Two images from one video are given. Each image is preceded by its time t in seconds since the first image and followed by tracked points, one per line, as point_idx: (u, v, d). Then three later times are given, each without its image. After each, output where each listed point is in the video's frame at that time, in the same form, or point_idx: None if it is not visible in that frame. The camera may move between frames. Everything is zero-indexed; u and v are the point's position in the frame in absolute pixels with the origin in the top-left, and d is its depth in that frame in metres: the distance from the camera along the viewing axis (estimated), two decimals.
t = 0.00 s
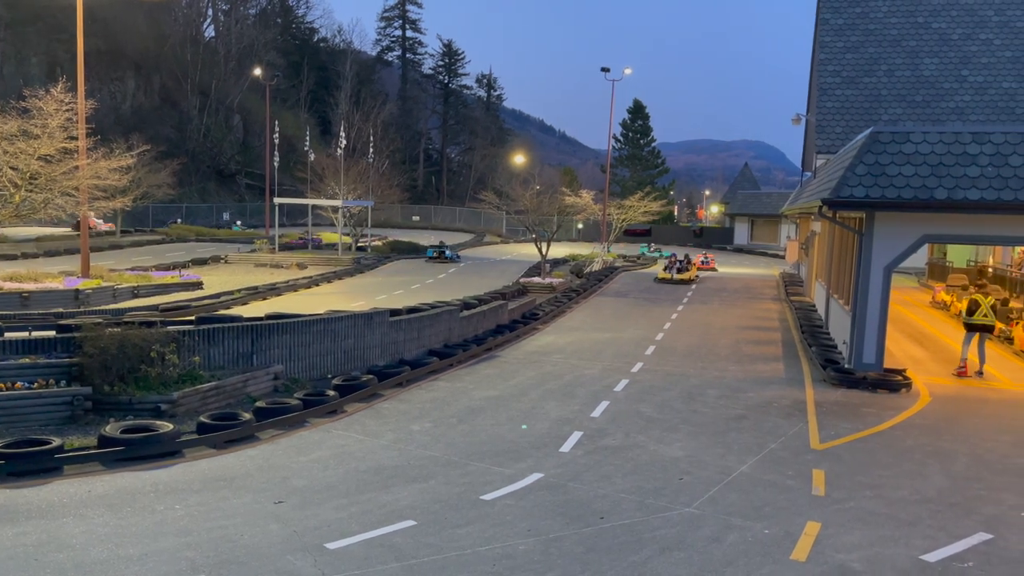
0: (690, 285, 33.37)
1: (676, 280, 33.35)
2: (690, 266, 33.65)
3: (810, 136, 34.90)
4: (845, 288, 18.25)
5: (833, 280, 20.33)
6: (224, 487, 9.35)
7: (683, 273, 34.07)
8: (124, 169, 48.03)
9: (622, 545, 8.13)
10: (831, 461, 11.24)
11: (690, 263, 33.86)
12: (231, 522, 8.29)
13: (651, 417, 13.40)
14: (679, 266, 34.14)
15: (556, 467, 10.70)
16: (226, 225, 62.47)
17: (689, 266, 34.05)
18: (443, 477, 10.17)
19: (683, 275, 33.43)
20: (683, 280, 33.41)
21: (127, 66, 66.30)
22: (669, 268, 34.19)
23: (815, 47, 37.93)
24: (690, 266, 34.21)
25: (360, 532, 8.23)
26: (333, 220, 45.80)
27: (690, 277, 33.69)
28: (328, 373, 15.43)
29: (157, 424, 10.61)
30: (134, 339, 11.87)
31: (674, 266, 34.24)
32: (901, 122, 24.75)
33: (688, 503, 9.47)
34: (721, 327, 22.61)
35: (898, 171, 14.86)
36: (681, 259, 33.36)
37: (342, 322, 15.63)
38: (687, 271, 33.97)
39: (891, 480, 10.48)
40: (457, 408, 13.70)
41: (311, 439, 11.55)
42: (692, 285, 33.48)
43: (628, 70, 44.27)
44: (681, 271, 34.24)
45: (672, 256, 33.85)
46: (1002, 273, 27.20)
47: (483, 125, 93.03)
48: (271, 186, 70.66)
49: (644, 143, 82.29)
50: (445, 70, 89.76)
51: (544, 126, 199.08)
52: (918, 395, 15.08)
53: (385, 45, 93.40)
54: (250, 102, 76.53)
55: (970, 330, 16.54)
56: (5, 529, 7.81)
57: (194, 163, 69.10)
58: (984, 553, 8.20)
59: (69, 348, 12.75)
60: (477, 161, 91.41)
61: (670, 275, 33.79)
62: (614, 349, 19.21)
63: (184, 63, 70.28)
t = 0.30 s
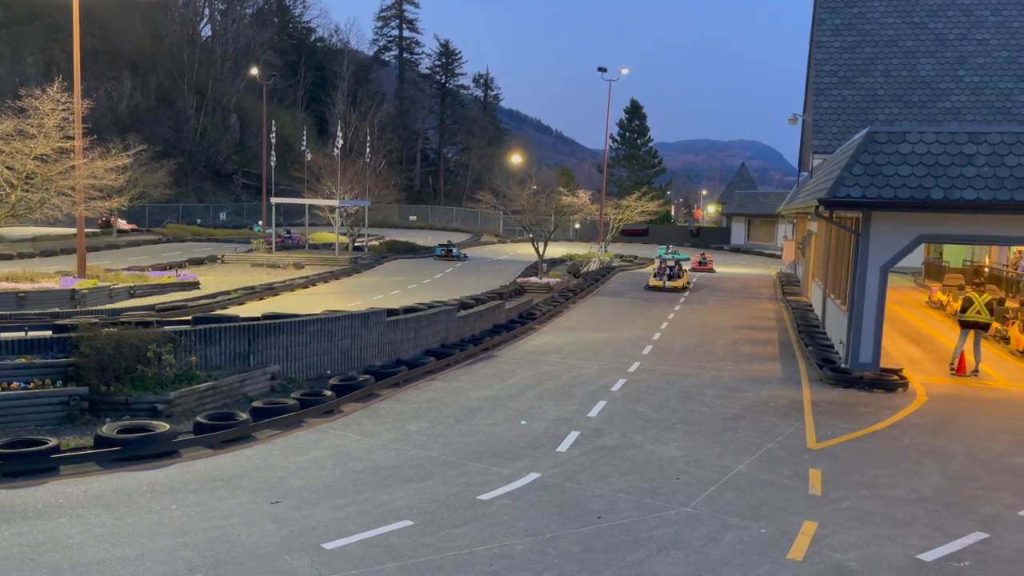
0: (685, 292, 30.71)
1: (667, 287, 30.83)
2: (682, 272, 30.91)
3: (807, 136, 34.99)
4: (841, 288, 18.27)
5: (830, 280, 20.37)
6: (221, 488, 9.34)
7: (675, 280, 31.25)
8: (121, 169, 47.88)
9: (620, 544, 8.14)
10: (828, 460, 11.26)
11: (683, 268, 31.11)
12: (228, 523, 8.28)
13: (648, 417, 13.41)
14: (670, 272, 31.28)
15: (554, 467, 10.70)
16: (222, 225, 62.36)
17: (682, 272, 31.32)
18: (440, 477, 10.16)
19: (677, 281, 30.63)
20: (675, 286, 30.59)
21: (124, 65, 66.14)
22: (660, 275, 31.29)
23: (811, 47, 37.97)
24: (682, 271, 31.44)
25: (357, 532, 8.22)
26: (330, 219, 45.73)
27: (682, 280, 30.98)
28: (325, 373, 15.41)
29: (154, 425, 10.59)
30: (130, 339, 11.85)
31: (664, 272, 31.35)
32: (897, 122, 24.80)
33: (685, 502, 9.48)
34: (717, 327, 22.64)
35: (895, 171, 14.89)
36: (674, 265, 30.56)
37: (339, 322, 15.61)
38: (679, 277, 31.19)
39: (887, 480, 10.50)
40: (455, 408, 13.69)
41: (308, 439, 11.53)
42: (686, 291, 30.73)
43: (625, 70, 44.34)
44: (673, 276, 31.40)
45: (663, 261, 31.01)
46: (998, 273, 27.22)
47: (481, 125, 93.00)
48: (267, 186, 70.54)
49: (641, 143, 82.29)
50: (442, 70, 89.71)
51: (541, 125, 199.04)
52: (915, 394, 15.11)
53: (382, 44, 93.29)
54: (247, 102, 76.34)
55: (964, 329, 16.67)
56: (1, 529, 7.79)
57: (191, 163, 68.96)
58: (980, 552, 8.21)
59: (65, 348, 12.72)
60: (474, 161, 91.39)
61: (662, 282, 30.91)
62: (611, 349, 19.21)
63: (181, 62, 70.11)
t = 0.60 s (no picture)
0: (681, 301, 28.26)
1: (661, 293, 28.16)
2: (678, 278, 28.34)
3: (805, 135, 35.01)
4: (839, 287, 18.28)
5: (828, 280, 20.39)
6: (219, 487, 9.33)
7: (670, 286, 28.62)
8: (118, 168, 47.80)
9: (618, 543, 8.14)
10: (825, 459, 11.28)
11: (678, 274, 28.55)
12: (227, 522, 8.28)
13: (646, 416, 13.42)
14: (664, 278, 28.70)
15: (552, 466, 10.69)
16: (220, 224, 62.32)
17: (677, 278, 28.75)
18: (438, 476, 10.15)
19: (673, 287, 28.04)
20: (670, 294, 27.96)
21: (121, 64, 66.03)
22: (653, 282, 28.63)
23: (809, 46, 37.97)
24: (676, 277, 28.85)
25: (355, 531, 8.22)
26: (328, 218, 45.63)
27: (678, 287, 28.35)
28: (323, 372, 15.40)
29: (151, 424, 10.57)
30: (127, 338, 11.82)
31: (658, 279, 28.70)
32: (895, 122, 24.81)
33: (683, 502, 9.48)
34: (715, 326, 22.65)
35: (893, 171, 14.90)
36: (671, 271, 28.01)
37: (336, 322, 15.60)
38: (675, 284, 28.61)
39: (884, 479, 10.52)
40: (453, 407, 13.70)
41: (307, 438, 11.53)
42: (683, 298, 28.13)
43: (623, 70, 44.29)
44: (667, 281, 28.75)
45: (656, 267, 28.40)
46: (996, 272, 27.20)
47: (479, 125, 92.99)
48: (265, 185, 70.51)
49: (639, 142, 82.29)
50: (440, 70, 89.66)
51: (540, 125, 199.09)
52: (912, 393, 15.13)
53: (380, 44, 93.22)
54: (245, 101, 76.18)
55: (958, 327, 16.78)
56: None
57: (188, 162, 68.89)
58: (978, 551, 8.22)
59: (62, 347, 12.70)
60: (472, 160, 91.39)
61: (657, 288, 28.29)
62: (609, 348, 19.23)
63: (178, 61, 70.00)
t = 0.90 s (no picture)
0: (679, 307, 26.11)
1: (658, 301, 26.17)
2: (675, 286, 26.25)
3: (804, 134, 35.04)
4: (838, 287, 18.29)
5: (826, 279, 20.44)
6: (218, 487, 9.33)
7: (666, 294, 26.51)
8: (117, 167, 47.80)
9: (617, 542, 8.15)
10: (824, 458, 11.29)
11: (674, 282, 26.46)
12: (226, 521, 8.28)
13: (645, 415, 13.43)
14: (661, 285, 26.58)
15: (551, 466, 10.70)
16: (219, 223, 62.26)
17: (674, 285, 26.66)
18: (437, 475, 10.16)
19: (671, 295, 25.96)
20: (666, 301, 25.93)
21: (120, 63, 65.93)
22: (648, 289, 26.50)
23: (808, 45, 37.94)
24: (672, 284, 26.74)
25: (354, 531, 8.22)
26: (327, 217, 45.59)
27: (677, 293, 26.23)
28: (322, 372, 15.40)
29: (150, 423, 10.59)
30: (126, 338, 11.83)
31: (653, 285, 26.55)
32: (894, 121, 24.82)
33: (683, 501, 9.49)
34: (714, 325, 22.66)
35: (892, 170, 14.90)
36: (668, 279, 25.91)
37: (335, 321, 15.60)
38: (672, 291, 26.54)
39: (883, 478, 10.52)
40: (452, 407, 13.70)
41: (306, 437, 11.53)
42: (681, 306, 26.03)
43: (621, 69, 44.25)
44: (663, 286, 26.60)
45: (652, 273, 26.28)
46: (995, 271, 27.23)
47: (478, 124, 92.89)
48: (264, 185, 70.47)
49: (638, 141, 82.27)
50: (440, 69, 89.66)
51: (539, 124, 199.04)
52: (911, 393, 15.15)
53: (379, 43, 93.15)
54: (243, 100, 76.08)
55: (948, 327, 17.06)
56: None
57: (187, 162, 68.83)
58: (976, 550, 8.24)
59: (61, 347, 12.70)
60: (471, 160, 91.35)
61: (652, 296, 26.17)
62: (609, 348, 19.24)
63: (177, 60, 69.95)
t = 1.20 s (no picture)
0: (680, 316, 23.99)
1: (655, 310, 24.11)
2: (673, 293, 24.16)
3: (803, 133, 35.04)
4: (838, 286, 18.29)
5: (826, 278, 20.44)
6: (217, 485, 9.33)
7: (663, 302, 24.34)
8: (117, 166, 47.78)
9: (617, 541, 8.15)
10: (824, 457, 11.29)
11: (671, 289, 24.40)
12: (226, 520, 8.28)
13: (645, 414, 13.44)
14: (658, 293, 24.50)
15: (551, 465, 10.70)
16: (219, 222, 62.22)
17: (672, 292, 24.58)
18: (437, 475, 10.15)
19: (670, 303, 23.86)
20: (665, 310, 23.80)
21: (119, 62, 65.88)
22: (645, 297, 24.38)
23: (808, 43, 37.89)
24: (670, 292, 24.67)
25: (353, 530, 8.22)
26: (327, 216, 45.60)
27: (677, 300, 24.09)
28: (322, 371, 15.39)
29: (151, 422, 10.59)
30: (126, 337, 11.85)
31: (649, 293, 24.46)
32: (894, 120, 24.80)
33: (682, 499, 9.50)
34: (714, 324, 22.66)
35: (892, 169, 14.90)
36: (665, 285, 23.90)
37: (335, 320, 15.59)
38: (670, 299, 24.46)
39: (882, 477, 10.53)
40: (452, 406, 13.70)
41: (305, 436, 11.52)
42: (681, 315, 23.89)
43: (621, 68, 44.30)
44: (662, 293, 24.46)
45: (648, 279, 24.26)
46: (994, 270, 27.22)
47: (478, 123, 92.73)
48: (264, 183, 70.45)
49: (638, 140, 82.21)
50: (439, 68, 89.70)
51: (539, 122, 198.95)
52: (911, 391, 15.15)
53: (379, 42, 93.12)
54: (243, 99, 76.03)
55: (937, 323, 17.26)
56: None
57: (187, 161, 68.74)
58: (975, 549, 8.24)
59: (61, 345, 12.71)
60: (471, 158, 91.27)
61: (649, 305, 24.06)
62: (609, 346, 19.24)
63: (177, 58, 69.91)
